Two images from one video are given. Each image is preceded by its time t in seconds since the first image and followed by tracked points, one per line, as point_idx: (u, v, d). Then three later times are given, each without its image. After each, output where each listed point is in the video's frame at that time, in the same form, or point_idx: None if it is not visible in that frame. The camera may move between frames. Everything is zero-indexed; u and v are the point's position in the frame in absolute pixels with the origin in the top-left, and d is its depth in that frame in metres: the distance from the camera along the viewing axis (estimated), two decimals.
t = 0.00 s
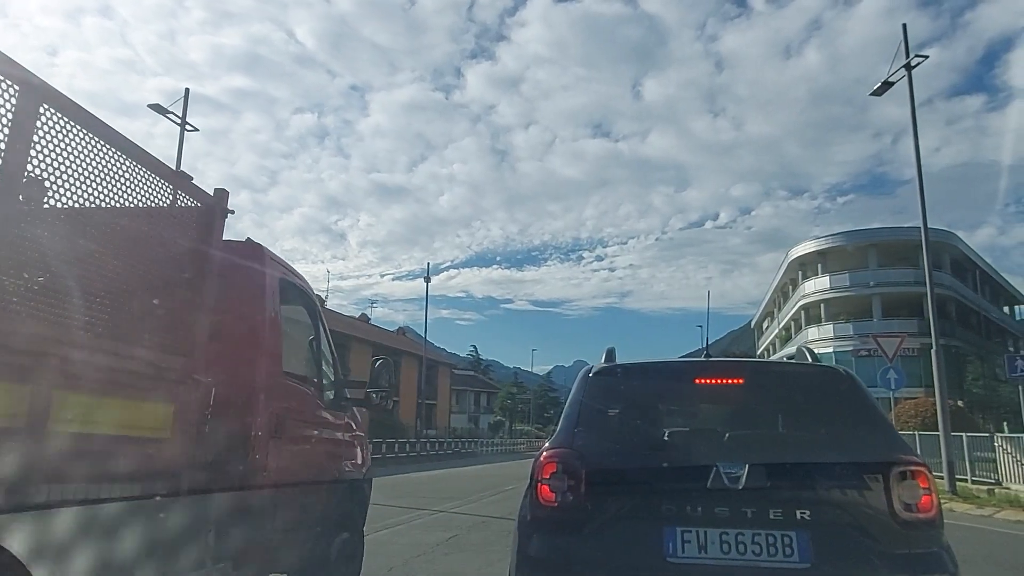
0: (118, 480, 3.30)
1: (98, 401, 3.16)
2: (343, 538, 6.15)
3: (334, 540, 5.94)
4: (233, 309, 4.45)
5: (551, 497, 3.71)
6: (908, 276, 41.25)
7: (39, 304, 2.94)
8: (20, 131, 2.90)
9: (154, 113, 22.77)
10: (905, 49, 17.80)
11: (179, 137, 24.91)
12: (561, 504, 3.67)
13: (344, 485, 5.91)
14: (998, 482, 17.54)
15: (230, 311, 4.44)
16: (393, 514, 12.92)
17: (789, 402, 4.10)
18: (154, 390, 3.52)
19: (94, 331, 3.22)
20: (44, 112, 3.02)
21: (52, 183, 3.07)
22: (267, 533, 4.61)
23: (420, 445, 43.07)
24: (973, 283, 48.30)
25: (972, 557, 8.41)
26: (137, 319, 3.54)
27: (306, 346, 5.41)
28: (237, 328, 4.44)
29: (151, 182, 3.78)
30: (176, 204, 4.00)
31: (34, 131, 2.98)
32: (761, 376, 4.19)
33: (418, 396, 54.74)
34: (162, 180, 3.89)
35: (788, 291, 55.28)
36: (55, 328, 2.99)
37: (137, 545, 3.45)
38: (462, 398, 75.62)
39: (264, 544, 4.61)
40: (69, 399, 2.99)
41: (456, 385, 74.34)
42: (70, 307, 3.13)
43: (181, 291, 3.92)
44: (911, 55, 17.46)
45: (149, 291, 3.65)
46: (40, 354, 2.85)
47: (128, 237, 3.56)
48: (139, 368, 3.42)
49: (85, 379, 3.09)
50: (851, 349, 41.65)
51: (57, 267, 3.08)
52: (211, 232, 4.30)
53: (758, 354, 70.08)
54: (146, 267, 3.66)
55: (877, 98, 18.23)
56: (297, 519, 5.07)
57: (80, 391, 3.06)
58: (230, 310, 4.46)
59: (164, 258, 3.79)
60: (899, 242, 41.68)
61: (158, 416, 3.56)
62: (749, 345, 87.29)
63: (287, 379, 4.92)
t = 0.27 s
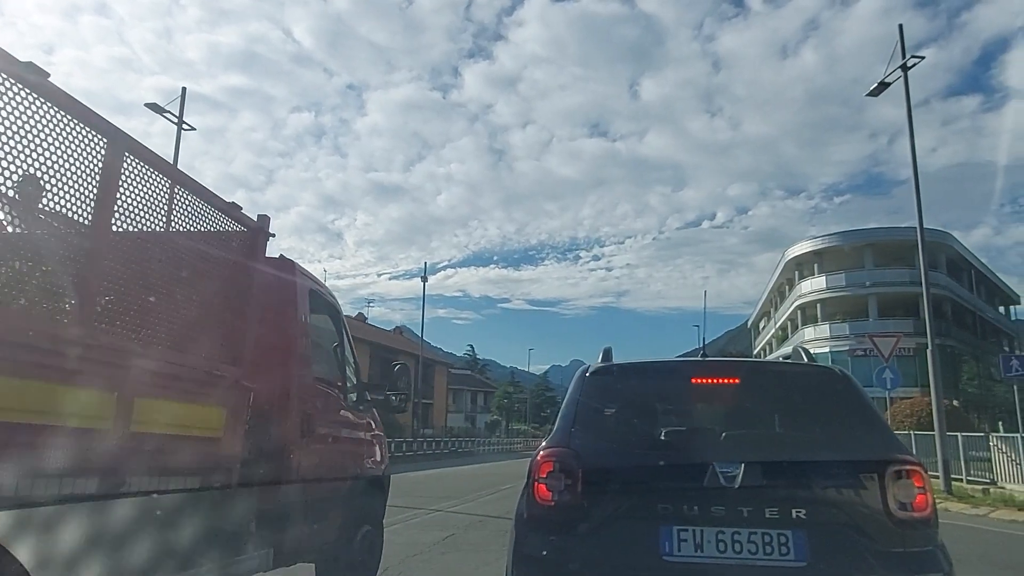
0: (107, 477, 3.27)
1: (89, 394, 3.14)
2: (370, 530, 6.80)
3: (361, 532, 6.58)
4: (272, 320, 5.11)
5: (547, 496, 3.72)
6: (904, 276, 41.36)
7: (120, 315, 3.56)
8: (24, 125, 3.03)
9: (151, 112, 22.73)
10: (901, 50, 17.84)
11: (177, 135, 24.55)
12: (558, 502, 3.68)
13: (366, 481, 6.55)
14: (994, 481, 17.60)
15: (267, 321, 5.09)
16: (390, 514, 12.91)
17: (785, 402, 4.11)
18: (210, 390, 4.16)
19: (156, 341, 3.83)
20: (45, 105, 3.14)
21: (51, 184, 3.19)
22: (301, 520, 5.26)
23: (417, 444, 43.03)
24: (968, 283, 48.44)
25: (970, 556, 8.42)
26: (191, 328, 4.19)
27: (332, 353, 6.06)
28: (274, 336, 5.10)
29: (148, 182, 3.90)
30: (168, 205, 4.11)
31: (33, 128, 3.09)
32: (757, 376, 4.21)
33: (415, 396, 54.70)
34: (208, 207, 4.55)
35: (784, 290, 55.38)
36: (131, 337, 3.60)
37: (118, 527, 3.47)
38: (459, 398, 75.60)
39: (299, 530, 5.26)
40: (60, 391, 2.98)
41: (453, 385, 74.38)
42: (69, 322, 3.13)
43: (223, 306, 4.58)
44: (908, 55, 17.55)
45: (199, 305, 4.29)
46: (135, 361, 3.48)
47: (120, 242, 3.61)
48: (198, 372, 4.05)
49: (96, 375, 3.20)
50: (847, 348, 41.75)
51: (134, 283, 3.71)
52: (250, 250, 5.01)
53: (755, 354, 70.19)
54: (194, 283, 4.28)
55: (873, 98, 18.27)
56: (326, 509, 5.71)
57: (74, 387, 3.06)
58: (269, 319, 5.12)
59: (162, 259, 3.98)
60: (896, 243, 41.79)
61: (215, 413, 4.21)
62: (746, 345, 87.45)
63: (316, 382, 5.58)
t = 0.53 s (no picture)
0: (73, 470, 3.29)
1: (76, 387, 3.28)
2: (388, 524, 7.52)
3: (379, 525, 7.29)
4: (297, 330, 5.87)
5: (544, 495, 3.71)
6: (901, 276, 41.44)
7: (180, 329, 4.27)
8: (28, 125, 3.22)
9: (148, 111, 22.68)
10: (898, 50, 17.87)
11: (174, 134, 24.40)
12: (554, 502, 3.68)
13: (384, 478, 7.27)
14: (990, 481, 17.64)
15: (297, 332, 5.85)
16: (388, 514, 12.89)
17: (783, 401, 4.11)
18: (250, 394, 4.90)
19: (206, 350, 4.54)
20: (81, 127, 3.55)
21: (50, 184, 3.39)
22: (327, 511, 5.97)
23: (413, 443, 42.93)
24: (965, 283, 48.56)
25: (968, 556, 8.43)
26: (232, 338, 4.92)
27: (354, 360, 6.77)
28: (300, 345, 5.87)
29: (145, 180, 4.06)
30: (162, 205, 4.22)
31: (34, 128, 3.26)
32: (755, 375, 4.21)
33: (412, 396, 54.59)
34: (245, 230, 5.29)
35: (781, 291, 55.45)
36: (186, 348, 4.31)
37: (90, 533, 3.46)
38: (457, 398, 75.45)
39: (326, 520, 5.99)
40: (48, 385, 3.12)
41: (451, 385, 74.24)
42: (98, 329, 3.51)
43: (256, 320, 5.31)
44: (905, 55, 17.60)
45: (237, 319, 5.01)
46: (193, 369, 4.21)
47: (117, 249, 3.81)
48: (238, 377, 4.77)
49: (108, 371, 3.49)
50: (844, 348, 41.82)
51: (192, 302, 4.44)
52: (280, 269, 5.80)
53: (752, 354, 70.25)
54: (234, 299, 5.02)
55: (870, 98, 18.30)
56: (348, 501, 6.43)
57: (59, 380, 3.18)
58: (298, 331, 5.88)
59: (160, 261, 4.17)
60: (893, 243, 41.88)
61: (255, 414, 4.97)
62: (743, 345, 87.50)
63: (337, 386, 6.33)
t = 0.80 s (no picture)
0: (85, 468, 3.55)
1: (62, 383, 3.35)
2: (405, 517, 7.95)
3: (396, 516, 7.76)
4: (320, 336, 6.45)
5: (541, 496, 3.72)
6: (897, 275, 41.52)
7: (222, 341, 4.85)
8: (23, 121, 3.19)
9: (144, 111, 22.62)
10: (895, 50, 17.89)
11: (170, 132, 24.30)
12: (552, 502, 3.68)
13: (401, 475, 7.80)
14: (986, 481, 17.69)
15: (320, 338, 6.43)
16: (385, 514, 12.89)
17: (780, 401, 4.12)
18: (275, 398, 5.52)
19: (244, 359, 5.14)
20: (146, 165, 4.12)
21: (47, 184, 3.37)
22: (343, 503, 6.52)
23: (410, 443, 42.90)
24: (962, 283, 48.67)
25: (963, 556, 8.46)
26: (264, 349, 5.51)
27: (368, 362, 7.34)
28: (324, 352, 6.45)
29: (145, 178, 4.08)
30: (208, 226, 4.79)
31: (37, 125, 3.27)
32: (752, 376, 4.22)
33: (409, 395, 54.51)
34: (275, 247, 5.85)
35: (778, 290, 55.52)
36: (226, 359, 4.86)
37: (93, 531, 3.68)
38: (454, 398, 75.36)
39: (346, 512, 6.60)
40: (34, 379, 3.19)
41: (448, 385, 74.16)
42: (152, 340, 4.07)
43: (284, 329, 5.90)
44: (901, 55, 17.63)
45: (270, 330, 5.60)
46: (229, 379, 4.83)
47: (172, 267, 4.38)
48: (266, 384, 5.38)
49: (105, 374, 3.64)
50: (841, 348, 41.89)
51: (235, 317, 5.03)
52: (306, 280, 6.39)
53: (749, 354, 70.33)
54: (267, 307, 5.60)
55: (867, 97, 18.32)
56: (365, 496, 7.01)
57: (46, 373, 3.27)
58: (321, 337, 6.46)
59: (157, 262, 4.18)
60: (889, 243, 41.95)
61: (280, 416, 5.60)
62: (740, 345, 87.58)
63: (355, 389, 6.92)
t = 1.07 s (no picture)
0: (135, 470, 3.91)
1: (77, 380, 3.45)
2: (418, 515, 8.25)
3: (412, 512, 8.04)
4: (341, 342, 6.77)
5: (539, 495, 3.72)
6: (894, 275, 41.62)
7: (251, 346, 5.15)
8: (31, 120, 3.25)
9: (141, 110, 22.61)
10: (891, 51, 17.95)
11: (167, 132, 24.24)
12: (549, 502, 3.68)
13: (413, 474, 8.10)
14: (983, 480, 17.74)
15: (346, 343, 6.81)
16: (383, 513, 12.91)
17: (778, 401, 4.12)
18: (304, 401, 5.92)
19: (269, 362, 5.44)
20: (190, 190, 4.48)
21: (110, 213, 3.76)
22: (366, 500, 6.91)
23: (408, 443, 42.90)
24: (958, 283, 48.80)
25: (959, 555, 8.48)
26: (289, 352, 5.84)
27: (384, 365, 7.73)
28: (344, 357, 6.77)
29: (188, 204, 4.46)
30: (246, 242, 5.16)
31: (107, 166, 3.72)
32: (749, 375, 4.22)
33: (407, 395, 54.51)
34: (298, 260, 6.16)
35: (775, 290, 55.62)
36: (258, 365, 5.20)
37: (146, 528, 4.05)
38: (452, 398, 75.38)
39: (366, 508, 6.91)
40: (67, 382, 3.38)
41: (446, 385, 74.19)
42: (198, 350, 4.43)
43: (313, 335, 6.29)
44: (898, 55, 17.69)
45: (294, 336, 5.91)
46: (256, 380, 5.15)
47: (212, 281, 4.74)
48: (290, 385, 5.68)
49: (125, 370, 3.79)
50: (838, 348, 41.99)
51: (262, 321, 5.35)
52: (332, 288, 6.75)
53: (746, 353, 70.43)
54: (297, 315, 5.98)
55: (864, 98, 18.37)
56: (382, 494, 7.37)
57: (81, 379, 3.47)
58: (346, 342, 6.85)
59: (200, 276, 4.55)
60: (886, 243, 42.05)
61: (305, 418, 5.93)
62: (738, 345, 87.68)
63: (370, 393, 7.24)
